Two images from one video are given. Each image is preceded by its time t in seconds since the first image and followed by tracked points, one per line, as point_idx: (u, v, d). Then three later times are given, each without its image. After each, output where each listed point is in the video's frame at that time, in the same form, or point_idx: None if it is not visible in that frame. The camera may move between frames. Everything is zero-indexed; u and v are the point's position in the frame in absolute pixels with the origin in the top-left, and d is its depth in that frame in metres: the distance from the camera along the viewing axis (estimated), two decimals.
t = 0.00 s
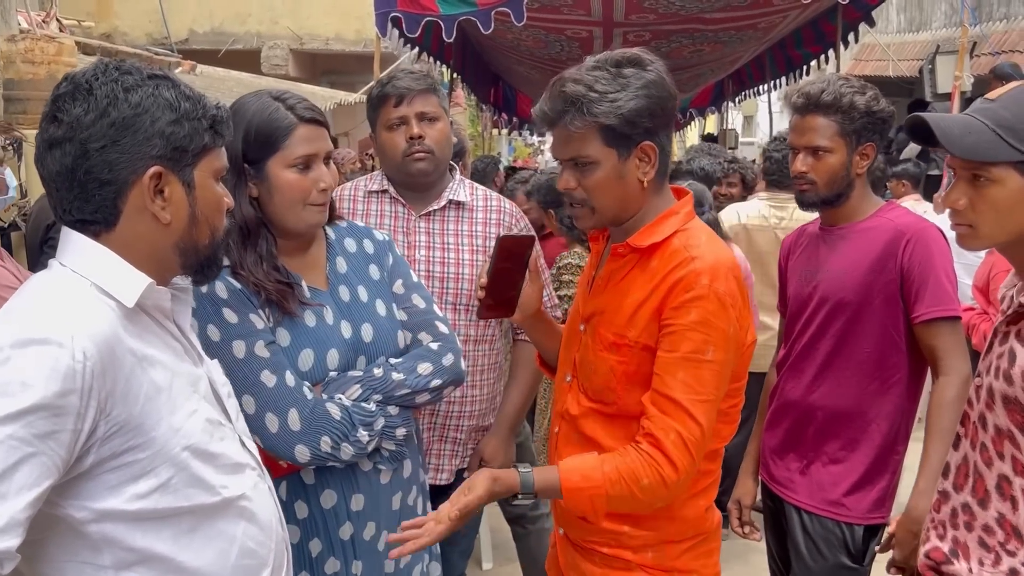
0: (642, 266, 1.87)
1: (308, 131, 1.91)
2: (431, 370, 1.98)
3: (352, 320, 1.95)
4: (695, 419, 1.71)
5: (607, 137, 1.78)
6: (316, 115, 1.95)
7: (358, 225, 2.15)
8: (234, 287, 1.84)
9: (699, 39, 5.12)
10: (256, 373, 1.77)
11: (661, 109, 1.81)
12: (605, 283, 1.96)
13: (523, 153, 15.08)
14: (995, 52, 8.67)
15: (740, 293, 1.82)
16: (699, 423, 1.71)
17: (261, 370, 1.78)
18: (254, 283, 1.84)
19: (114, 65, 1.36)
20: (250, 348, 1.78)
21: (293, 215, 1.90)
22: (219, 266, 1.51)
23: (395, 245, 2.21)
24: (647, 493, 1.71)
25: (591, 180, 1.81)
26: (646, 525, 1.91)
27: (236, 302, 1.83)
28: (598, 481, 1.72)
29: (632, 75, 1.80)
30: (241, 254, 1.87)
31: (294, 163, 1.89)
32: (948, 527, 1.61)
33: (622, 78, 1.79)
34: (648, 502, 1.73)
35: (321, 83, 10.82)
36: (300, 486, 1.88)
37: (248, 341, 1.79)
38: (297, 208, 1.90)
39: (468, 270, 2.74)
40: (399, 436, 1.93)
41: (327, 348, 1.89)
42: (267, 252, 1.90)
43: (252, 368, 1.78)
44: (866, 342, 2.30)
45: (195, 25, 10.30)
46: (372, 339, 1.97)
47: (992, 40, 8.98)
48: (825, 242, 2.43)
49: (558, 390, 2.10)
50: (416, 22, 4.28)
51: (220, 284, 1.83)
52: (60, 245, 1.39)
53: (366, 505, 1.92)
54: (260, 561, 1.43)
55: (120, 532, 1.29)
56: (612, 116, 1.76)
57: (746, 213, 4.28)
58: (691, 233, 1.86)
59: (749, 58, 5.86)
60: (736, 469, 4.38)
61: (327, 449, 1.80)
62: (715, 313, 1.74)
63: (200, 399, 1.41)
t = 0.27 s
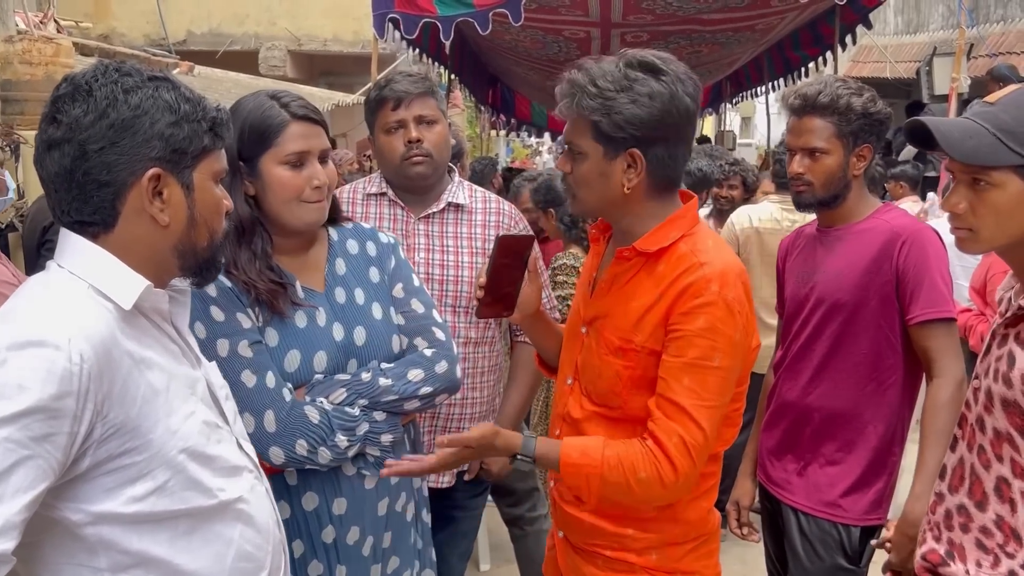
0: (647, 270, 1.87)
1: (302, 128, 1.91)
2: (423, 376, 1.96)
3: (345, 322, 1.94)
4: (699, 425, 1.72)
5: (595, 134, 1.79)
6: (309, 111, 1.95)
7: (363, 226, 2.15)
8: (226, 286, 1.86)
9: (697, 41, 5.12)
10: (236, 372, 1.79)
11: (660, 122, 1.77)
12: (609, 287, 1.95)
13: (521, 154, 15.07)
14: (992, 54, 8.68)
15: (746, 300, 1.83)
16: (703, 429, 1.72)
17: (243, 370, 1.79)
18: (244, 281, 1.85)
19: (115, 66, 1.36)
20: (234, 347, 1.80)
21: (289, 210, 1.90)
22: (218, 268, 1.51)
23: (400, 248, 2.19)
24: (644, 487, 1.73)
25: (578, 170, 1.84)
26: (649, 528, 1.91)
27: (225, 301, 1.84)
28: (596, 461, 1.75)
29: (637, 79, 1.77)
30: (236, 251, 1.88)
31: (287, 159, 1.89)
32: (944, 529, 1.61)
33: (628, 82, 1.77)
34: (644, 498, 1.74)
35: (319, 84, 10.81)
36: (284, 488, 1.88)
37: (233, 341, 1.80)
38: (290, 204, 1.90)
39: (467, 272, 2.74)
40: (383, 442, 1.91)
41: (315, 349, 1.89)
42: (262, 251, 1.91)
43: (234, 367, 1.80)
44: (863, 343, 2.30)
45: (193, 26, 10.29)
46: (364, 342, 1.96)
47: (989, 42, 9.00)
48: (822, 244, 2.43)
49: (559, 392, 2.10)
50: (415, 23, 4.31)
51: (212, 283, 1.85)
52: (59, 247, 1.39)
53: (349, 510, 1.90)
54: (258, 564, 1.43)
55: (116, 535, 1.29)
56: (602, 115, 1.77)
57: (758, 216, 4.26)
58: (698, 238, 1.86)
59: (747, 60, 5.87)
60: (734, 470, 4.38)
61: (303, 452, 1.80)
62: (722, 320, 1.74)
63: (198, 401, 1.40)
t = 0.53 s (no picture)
0: (649, 268, 1.87)
1: (299, 128, 1.91)
2: (416, 381, 1.96)
3: (342, 325, 1.95)
4: (638, 382, 1.69)
5: (606, 150, 1.78)
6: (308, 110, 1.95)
7: (368, 229, 2.15)
8: (222, 285, 1.85)
9: (695, 42, 5.13)
10: (225, 370, 1.78)
11: (675, 130, 1.79)
12: (611, 287, 1.96)
13: (520, 156, 15.07)
14: (989, 55, 8.68)
15: (741, 301, 1.83)
16: (640, 388, 1.69)
17: (231, 368, 1.78)
18: (240, 280, 1.85)
19: (117, 67, 1.36)
20: (225, 346, 1.79)
21: (286, 210, 1.90)
22: (218, 269, 1.52)
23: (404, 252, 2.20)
24: (565, 407, 1.70)
25: (588, 186, 1.82)
26: (643, 528, 1.90)
27: (220, 300, 1.83)
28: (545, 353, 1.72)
29: (647, 90, 1.77)
30: (234, 250, 1.88)
31: (284, 158, 1.90)
32: (942, 530, 1.62)
33: (636, 93, 1.76)
34: (563, 422, 1.71)
35: (318, 85, 10.80)
36: (274, 488, 1.88)
37: (224, 340, 1.79)
38: (288, 203, 1.90)
39: (468, 273, 2.74)
40: (374, 446, 1.91)
41: (308, 351, 1.90)
42: (260, 249, 1.91)
43: (224, 365, 1.78)
44: (859, 342, 2.30)
45: (191, 27, 10.29)
46: (360, 345, 1.96)
47: (986, 44, 9.01)
48: (820, 245, 2.44)
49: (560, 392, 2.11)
50: (412, 25, 4.30)
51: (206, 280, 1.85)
52: (59, 248, 1.39)
53: (339, 512, 1.90)
54: (257, 566, 1.43)
55: (116, 537, 1.29)
56: (614, 131, 1.76)
57: (764, 218, 4.26)
58: (704, 240, 1.86)
59: (745, 62, 5.88)
60: (733, 472, 4.38)
61: (288, 454, 1.79)
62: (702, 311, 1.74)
63: (198, 403, 1.40)
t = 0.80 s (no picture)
0: (643, 266, 1.87)
1: (307, 137, 1.90)
2: (418, 382, 1.95)
3: (344, 325, 1.94)
4: (633, 384, 1.69)
5: (590, 144, 1.77)
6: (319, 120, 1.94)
7: (369, 229, 2.15)
8: (226, 284, 1.86)
9: (694, 43, 5.13)
10: (229, 371, 1.78)
11: (659, 123, 1.77)
12: (607, 285, 1.96)
13: (518, 157, 15.07)
14: (988, 56, 8.69)
15: (733, 298, 1.82)
16: (636, 390, 1.69)
17: (235, 369, 1.78)
18: (244, 280, 1.85)
19: (119, 66, 1.35)
20: (228, 347, 1.79)
21: (289, 215, 1.90)
22: (220, 268, 1.51)
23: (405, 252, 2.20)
24: (566, 407, 1.66)
25: (575, 182, 1.82)
26: (636, 527, 1.90)
27: (223, 299, 1.84)
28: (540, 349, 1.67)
29: (630, 83, 1.76)
30: (237, 251, 1.88)
31: (290, 166, 1.89)
32: (943, 530, 1.61)
33: (619, 88, 1.76)
34: (561, 421, 1.68)
35: (317, 86, 10.79)
36: (276, 487, 1.88)
37: (228, 339, 1.80)
38: (290, 211, 1.90)
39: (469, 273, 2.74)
40: (377, 445, 1.91)
41: (311, 351, 1.89)
42: (263, 249, 1.91)
43: (229, 366, 1.78)
44: (857, 343, 2.30)
45: (190, 27, 10.28)
46: (362, 345, 1.95)
47: (984, 45, 9.02)
48: (819, 245, 2.43)
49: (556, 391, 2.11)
50: (411, 26, 4.29)
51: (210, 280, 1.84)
52: (60, 247, 1.38)
53: (340, 512, 1.90)
54: (257, 567, 1.42)
55: (117, 537, 1.29)
56: (597, 126, 1.76)
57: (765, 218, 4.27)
58: (696, 238, 1.85)
59: (743, 63, 5.88)
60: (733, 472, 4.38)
61: (292, 454, 1.79)
62: (695, 308, 1.73)
63: (198, 403, 1.40)
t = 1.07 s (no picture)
0: (635, 269, 1.85)
1: (307, 131, 1.89)
2: (427, 381, 1.96)
3: (351, 325, 1.94)
4: (693, 432, 1.71)
5: (590, 133, 1.79)
6: (317, 112, 1.93)
7: (367, 228, 2.14)
8: (233, 287, 1.84)
9: (693, 44, 5.13)
10: (245, 375, 1.77)
11: (659, 119, 1.78)
12: (600, 285, 1.95)
13: (517, 158, 15.06)
14: (986, 57, 8.70)
15: (737, 301, 1.79)
16: (699, 435, 1.71)
17: (251, 373, 1.77)
18: (253, 282, 1.84)
19: (119, 65, 1.35)
20: (242, 350, 1.78)
21: (292, 212, 1.89)
22: (220, 268, 1.51)
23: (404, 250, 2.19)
24: (649, 494, 1.74)
25: (572, 171, 1.83)
26: (630, 527, 1.89)
27: (233, 302, 1.82)
28: (599, 472, 1.78)
29: (634, 75, 1.77)
30: (244, 251, 1.87)
31: (290, 161, 1.88)
32: (945, 532, 1.61)
33: (623, 78, 1.77)
34: (649, 505, 1.76)
35: (315, 86, 10.78)
36: (286, 488, 1.86)
37: (241, 343, 1.78)
38: (294, 206, 1.89)
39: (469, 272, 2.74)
40: (386, 445, 1.91)
41: (322, 352, 1.88)
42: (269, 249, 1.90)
43: (244, 369, 1.77)
44: (857, 346, 2.30)
45: (188, 27, 10.27)
46: (370, 345, 1.95)
47: (983, 45, 9.03)
48: (818, 246, 2.43)
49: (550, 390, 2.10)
50: (410, 26, 4.28)
51: (219, 283, 1.83)
52: (59, 246, 1.38)
53: (351, 512, 1.90)
54: (257, 568, 1.42)
55: (115, 538, 1.28)
56: (597, 113, 1.77)
57: (755, 218, 4.27)
58: (687, 240, 1.83)
59: (742, 63, 5.88)
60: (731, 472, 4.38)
61: (312, 456, 1.78)
62: (709, 323, 1.71)
63: (197, 404, 1.39)
